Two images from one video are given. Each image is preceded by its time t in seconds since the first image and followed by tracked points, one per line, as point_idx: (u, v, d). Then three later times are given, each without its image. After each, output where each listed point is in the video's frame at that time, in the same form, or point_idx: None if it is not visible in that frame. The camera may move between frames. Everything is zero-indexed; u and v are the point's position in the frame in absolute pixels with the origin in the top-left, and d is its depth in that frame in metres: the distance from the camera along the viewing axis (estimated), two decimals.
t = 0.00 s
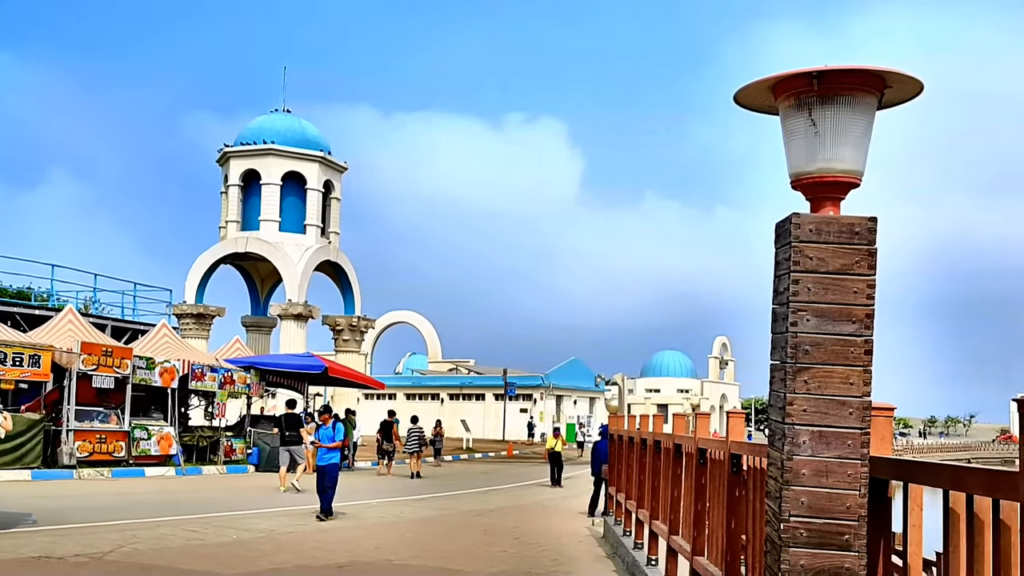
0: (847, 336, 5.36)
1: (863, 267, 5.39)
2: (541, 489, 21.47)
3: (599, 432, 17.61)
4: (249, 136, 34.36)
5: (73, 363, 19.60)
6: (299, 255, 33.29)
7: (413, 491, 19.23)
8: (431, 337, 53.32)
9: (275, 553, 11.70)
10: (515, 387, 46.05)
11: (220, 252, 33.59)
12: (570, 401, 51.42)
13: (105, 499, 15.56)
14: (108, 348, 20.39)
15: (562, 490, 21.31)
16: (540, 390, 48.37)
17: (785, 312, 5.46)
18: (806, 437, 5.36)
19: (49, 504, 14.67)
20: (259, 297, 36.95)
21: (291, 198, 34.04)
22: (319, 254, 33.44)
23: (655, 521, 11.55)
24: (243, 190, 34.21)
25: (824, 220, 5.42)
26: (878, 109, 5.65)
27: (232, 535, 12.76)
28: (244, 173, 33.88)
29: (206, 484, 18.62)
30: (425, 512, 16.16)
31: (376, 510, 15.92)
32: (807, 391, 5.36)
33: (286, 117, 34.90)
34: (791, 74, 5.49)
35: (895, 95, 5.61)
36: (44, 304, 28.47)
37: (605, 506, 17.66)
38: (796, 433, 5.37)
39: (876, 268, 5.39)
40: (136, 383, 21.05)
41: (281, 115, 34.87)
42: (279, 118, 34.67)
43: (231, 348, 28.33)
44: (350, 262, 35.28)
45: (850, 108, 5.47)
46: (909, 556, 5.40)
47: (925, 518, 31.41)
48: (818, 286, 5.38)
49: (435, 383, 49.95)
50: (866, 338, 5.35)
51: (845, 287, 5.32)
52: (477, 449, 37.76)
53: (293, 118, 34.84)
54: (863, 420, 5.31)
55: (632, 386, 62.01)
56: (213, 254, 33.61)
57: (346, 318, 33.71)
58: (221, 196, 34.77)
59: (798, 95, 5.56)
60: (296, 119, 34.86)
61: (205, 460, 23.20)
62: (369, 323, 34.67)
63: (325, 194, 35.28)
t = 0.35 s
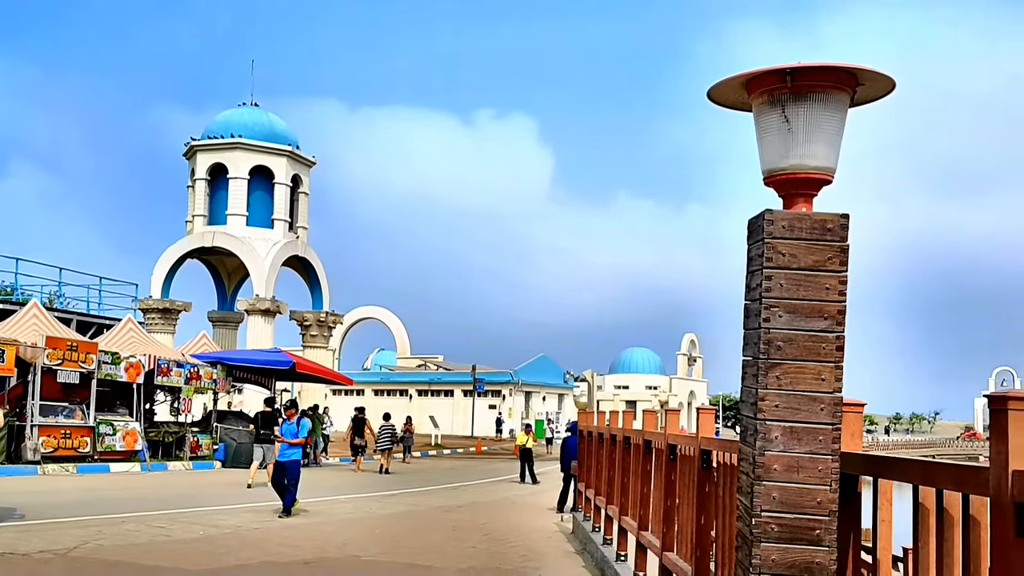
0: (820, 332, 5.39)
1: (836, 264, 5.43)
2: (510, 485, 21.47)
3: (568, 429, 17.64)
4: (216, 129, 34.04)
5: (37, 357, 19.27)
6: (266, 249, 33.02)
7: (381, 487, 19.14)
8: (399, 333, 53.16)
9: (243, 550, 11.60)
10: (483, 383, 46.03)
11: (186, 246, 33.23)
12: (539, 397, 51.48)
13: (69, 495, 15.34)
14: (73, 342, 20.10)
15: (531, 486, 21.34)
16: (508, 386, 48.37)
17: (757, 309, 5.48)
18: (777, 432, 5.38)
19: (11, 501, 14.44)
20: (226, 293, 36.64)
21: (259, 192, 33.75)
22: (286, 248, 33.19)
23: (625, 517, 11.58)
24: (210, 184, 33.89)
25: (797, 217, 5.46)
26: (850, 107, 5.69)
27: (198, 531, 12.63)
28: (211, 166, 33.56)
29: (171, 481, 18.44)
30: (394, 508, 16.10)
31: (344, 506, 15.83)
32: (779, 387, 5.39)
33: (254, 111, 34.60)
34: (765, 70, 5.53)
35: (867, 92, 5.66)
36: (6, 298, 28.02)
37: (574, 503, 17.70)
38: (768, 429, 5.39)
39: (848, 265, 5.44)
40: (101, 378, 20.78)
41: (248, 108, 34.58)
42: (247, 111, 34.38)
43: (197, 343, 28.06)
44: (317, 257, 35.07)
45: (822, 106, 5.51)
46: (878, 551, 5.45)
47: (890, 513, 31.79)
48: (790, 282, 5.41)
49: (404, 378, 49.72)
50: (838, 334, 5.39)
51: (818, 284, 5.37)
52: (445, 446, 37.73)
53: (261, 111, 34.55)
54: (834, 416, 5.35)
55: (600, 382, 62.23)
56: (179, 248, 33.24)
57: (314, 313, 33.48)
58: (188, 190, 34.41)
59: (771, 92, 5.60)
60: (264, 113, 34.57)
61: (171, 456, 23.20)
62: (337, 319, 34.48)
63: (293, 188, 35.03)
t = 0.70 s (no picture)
0: (794, 328, 5.40)
1: (810, 259, 5.43)
2: (485, 481, 21.43)
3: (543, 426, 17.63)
4: (187, 122, 33.76)
5: (5, 352, 19.02)
6: (237, 244, 32.76)
7: (355, 484, 19.04)
8: (373, 329, 52.97)
9: (214, 547, 11.49)
10: (458, 379, 45.97)
11: (156, 240, 32.90)
12: (513, 393, 51.52)
13: (37, 492, 15.14)
14: (42, 337, 19.85)
15: (506, 482, 21.32)
16: (483, 382, 48.86)
17: (732, 303, 5.48)
18: (752, 427, 5.38)
19: None
20: (197, 288, 36.33)
21: (230, 186, 33.48)
22: (258, 243, 32.96)
23: (600, 513, 11.56)
24: (180, 177, 33.57)
25: (773, 211, 5.46)
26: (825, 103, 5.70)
27: (169, 528, 12.51)
28: (181, 159, 33.27)
29: (142, 478, 18.25)
30: (369, 505, 16.02)
31: (318, 503, 15.73)
32: (754, 382, 5.38)
33: (225, 103, 34.33)
34: (741, 65, 5.52)
35: (842, 87, 5.67)
36: None
37: (548, 499, 17.70)
38: (742, 424, 5.39)
39: (822, 260, 5.45)
40: (70, 374, 20.52)
41: (220, 101, 34.31)
42: (218, 104, 34.12)
43: (168, 338, 27.79)
44: (290, 251, 34.86)
45: (799, 100, 5.51)
46: (850, 546, 5.47)
47: (862, 508, 32.06)
48: (765, 278, 5.41)
49: (377, 375, 49.54)
50: (812, 329, 5.40)
51: (792, 279, 5.37)
52: (419, 442, 37.65)
53: (232, 104, 34.30)
54: (808, 411, 5.37)
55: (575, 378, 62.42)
56: (149, 242, 32.91)
57: (286, 309, 33.25)
58: (158, 183, 34.09)
59: (747, 86, 5.59)
60: (236, 105, 34.31)
61: (141, 452, 22.93)
62: (310, 315, 34.28)
63: (265, 182, 34.80)
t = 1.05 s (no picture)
0: (761, 324, 5.31)
1: (778, 255, 5.35)
2: (456, 477, 21.30)
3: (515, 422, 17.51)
4: (152, 111, 33.38)
5: None
6: (203, 236, 32.41)
7: (324, 481, 18.86)
8: (344, 324, 52.63)
9: (177, 544, 11.29)
10: (430, 375, 45.80)
11: (120, 231, 32.45)
12: (485, 389, 51.42)
13: None
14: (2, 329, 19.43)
15: (477, 478, 21.20)
16: (455, 378, 48.52)
17: (700, 300, 5.38)
18: (719, 423, 5.30)
19: None
20: (162, 281, 35.93)
21: (196, 176, 33.10)
22: (223, 235, 32.65)
23: (570, 509, 11.46)
24: (145, 167, 33.16)
25: (742, 207, 5.37)
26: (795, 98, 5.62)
27: (132, 524, 12.28)
28: (146, 149, 32.87)
29: (105, 473, 17.95)
30: (336, 501, 15.85)
31: (284, 499, 15.54)
32: (721, 377, 5.30)
33: (191, 92, 33.95)
34: (712, 59, 5.42)
35: (812, 85, 5.59)
36: None
37: (519, 495, 17.60)
38: (710, 419, 5.31)
39: (790, 256, 5.36)
40: (31, 367, 20.17)
41: (186, 90, 33.95)
42: (184, 93, 33.74)
43: (131, 332, 27.42)
44: (256, 243, 34.55)
45: (769, 96, 5.41)
46: (815, 540, 5.40)
47: (831, 503, 32.24)
48: (734, 273, 5.33)
49: (347, 370, 49.24)
50: (780, 326, 5.32)
51: (760, 275, 5.28)
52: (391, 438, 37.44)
53: (198, 93, 33.93)
54: (774, 407, 5.29)
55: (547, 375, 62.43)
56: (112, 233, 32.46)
57: (253, 303, 32.92)
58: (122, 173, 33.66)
59: (718, 82, 5.49)
60: (202, 95, 33.96)
61: (103, 448, 22.61)
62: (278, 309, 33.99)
63: (232, 172, 34.47)
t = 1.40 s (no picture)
0: (721, 322, 5.49)
1: (738, 256, 5.53)
2: (427, 473, 21.42)
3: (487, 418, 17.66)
4: (126, 106, 33.22)
5: None
6: (176, 231, 32.27)
7: (295, 476, 18.92)
8: (317, 319, 52.56)
9: (148, 539, 11.36)
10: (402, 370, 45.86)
11: (92, 226, 32.21)
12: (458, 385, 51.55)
13: None
14: None
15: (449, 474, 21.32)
16: (427, 374, 48.65)
17: (664, 299, 5.55)
18: (681, 420, 5.47)
19: None
20: (134, 276, 35.78)
21: (169, 172, 32.97)
22: (197, 231, 32.54)
23: (539, 504, 11.62)
24: (118, 162, 32.99)
25: (704, 209, 5.55)
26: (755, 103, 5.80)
27: (102, 520, 12.34)
28: (119, 144, 32.70)
29: (76, 468, 17.95)
30: (308, 496, 15.95)
31: (255, 495, 15.61)
32: (683, 376, 5.48)
33: (165, 88, 33.81)
34: (674, 64, 5.59)
35: (771, 89, 5.78)
36: None
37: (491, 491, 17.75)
38: (672, 416, 5.48)
39: (751, 257, 5.54)
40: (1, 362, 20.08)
41: (161, 85, 33.82)
42: (158, 88, 33.60)
43: (102, 326, 27.31)
44: (230, 239, 34.45)
45: (729, 100, 5.59)
46: (774, 534, 5.57)
47: (798, 498, 32.62)
48: (696, 273, 5.50)
49: (319, 365, 49.24)
50: (741, 325, 5.50)
51: (722, 275, 5.46)
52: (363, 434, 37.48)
53: (172, 89, 33.80)
54: (734, 404, 5.47)
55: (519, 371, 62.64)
56: (84, 229, 32.20)
57: (226, 298, 32.88)
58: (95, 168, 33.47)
59: (680, 85, 5.66)
60: (176, 91, 33.84)
61: (74, 443, 22.53)
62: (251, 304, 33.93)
63: (206, 168, 34.36)
